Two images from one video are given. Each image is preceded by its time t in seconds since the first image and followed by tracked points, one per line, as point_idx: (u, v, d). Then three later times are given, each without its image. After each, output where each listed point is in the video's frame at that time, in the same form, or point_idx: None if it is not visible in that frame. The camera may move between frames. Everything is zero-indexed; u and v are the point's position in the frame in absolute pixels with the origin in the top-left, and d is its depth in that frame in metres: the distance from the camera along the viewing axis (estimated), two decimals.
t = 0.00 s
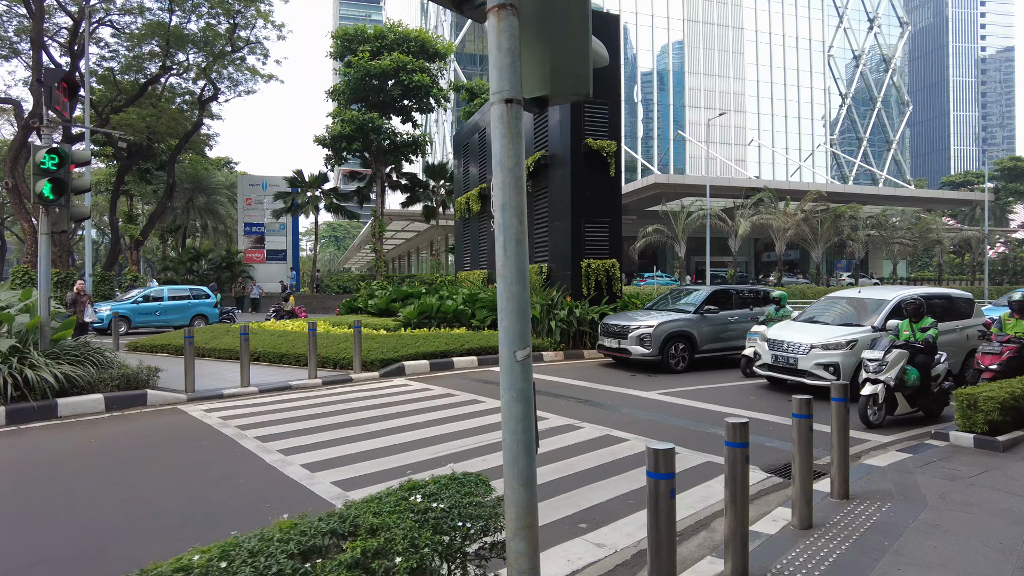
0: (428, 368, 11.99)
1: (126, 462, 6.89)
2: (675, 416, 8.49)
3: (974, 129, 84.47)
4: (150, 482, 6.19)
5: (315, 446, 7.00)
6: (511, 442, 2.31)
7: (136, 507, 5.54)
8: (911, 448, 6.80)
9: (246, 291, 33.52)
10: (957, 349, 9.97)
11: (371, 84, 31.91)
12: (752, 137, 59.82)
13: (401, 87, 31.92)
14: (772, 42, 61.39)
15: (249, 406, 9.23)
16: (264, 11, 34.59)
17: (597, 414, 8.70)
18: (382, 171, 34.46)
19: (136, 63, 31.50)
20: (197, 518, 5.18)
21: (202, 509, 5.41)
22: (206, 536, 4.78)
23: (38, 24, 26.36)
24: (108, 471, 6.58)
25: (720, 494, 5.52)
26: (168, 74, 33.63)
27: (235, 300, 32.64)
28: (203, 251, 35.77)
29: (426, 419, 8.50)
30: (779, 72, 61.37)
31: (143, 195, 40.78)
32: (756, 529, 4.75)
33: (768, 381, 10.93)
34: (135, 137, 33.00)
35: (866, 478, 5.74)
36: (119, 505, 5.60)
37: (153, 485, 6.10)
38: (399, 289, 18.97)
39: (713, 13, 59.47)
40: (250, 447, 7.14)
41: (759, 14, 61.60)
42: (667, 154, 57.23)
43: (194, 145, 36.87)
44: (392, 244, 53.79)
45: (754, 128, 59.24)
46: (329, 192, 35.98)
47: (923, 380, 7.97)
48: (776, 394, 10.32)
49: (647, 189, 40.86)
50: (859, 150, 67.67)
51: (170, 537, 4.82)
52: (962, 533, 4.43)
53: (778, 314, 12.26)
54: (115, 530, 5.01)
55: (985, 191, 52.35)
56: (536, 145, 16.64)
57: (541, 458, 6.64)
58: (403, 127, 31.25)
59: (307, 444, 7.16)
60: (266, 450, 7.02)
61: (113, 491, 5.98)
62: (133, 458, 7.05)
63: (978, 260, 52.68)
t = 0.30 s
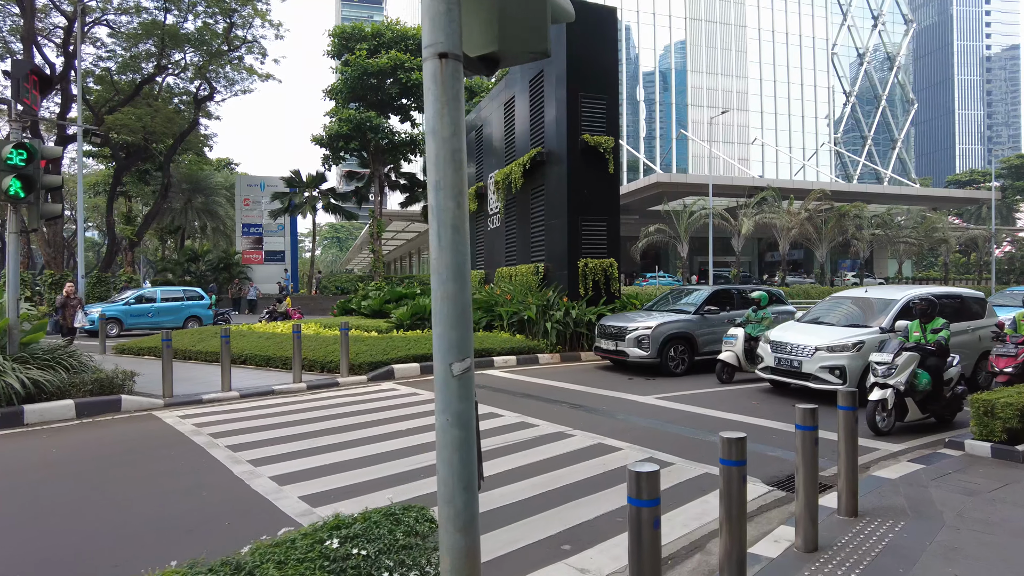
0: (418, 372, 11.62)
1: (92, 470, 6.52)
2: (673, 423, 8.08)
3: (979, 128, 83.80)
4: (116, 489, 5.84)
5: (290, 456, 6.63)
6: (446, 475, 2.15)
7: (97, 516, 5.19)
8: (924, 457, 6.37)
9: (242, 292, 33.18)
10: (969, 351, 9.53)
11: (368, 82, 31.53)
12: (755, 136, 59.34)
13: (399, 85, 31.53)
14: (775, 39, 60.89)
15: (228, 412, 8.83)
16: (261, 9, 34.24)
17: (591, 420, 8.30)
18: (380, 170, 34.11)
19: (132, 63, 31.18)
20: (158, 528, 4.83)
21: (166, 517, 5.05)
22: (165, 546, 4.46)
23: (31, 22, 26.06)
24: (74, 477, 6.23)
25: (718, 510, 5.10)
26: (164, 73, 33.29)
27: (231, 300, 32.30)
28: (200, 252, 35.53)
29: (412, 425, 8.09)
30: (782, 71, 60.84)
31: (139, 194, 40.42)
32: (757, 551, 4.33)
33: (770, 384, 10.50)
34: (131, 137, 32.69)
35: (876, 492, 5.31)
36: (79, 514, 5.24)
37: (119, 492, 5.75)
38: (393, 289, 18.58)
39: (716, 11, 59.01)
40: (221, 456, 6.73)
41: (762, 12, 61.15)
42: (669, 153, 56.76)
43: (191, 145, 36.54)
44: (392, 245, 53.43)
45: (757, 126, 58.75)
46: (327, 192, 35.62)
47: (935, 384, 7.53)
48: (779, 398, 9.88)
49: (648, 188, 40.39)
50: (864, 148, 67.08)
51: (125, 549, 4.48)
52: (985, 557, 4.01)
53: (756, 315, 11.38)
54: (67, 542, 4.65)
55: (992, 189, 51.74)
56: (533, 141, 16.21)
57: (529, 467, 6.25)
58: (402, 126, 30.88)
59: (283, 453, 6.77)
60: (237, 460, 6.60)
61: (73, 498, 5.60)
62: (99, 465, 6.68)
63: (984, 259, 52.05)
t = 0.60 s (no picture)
0: (407, 370, 11.24)
1: (53, 472, 6.13)
2: (671, 424, 7.66)
3: (983, 125, 83.10)
4: (78, 494, 5.47)
5: (262, 459, 6.23)
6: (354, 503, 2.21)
7: (48, 525, 4.80)
8: (939, 460, 5.95)
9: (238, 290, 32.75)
10: (983, 347, 9.08)
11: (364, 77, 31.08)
12: (758, 132, 58.81)
13: (395, 80, 31.10)
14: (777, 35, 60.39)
15: (205, 412, 8.42)
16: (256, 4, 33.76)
17: (585, 421, 7.87)
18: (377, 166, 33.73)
19: (126, 58, 30.80)
20: (115, 538, 4.46)
21: (118, 529, 4.66)
22: (120, 558, 4.13)
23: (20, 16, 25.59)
24: (35, 480, 5.87)
25: (718, 520, 4.69)
26: (158, 68, 32.85)
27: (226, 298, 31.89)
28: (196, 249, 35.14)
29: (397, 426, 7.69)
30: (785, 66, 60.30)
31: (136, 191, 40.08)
32: (760, 568, 3.91)
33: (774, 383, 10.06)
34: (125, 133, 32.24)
35: (889, 501, 4.88)
36: (29, 522, 4.86)
37: (76, 498, 5.37)
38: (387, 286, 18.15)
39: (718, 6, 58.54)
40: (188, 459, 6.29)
41: (764, 7, 60.67)
42: (670, 149, 56.25)
43: (187, 142, 36.11)
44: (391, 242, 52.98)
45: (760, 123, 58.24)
46: (323, 188, 35.14)
47: (949, 383, 7.10)
48: (782, 397, 9.45)
49: (650, 184, 39.91)
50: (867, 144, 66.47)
51: (68, 565, 4.09)
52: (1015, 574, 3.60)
53: (731, 312, 10.73)
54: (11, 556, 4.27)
55: (997, 186, 51.15)
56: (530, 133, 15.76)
57: (516, 472, 5.87)
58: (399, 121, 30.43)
59: (257, 456, 6.35)
60: (206, 464, 6.19)
61: (30, 504, 5.23)
62: (61, 467, 6.28)
63: (990, 256, 51.46)
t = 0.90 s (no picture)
0: (397, 372, 10.83)
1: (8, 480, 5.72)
2: (669, 430, 7.25)
3: (986, 125, 82.45)
4: (35, 504, 5.09)
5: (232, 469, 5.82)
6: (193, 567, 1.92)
7: None
8: (958, 472, 5.54)
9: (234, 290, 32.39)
10: (998, 350, 8.65)
11: (362, 73, 30.69)
12: (761, 131, 58.29)
13: (394, 76, 30.70)
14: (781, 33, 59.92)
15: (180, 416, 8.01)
16: None
17: (579, 426, 7.46)
18: (376, 164, 33.38)
19: (122, 54, 30.38)
20: (61, 555, 4.08)
21: (79, 541, 4.31)
22: None
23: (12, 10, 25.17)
24: None
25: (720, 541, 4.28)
26: (154, 64, 32.42)
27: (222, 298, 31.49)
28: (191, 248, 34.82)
29: (381, 432, 7.29)
30: (788, 64, 59.79)
31: (132, 188, 39.71)
32: None
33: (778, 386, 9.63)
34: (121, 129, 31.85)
35: (907, 519, 4.47)
36: None
37: (29, 508, 4.98)
38: (381, 284, 17.74)
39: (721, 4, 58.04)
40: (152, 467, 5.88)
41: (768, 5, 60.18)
42: (672, 148, 55.79)
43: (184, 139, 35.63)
44: (390, 241, 52.55)
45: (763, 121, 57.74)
46: (321, 186, 34.74)
47: (966, 389, 6.68)
48: (787, 401, 9.03)
49: (652, 183, 39.45)
50: (871, 143, 65.90)
51: None
52: None
53: (702, 314, 10.16)
54: None
55: (1003, 185, 50.61)
56: (527, 128, 15.33)
57: (503, 482, 5.47)
58: (397, 117, 30.04)
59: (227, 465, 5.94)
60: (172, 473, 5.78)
61: None
62: (19, 474, 5.88)
63: (995, 256, 50.91)
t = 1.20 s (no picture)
0: (390, 377, 10.42)
1: None
2: (672, 442, 6.81)
3: (993, 124, 81.68)
4: None
5: (202, 485, 5.36)
6: None
7: None
8: (988, 491, 5.10)
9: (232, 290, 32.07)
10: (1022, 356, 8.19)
11: (361, 71, 30.33)
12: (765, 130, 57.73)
13: (394, 74, 30.30)
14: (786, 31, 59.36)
15: (158, 425, 7.58)
16: None
17: (578, 437, 7.02)
18: (376, 163, 33.05)
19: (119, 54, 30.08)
20: None
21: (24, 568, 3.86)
22: None
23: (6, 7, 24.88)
24: None
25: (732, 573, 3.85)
26: (152, 63, 32.03)
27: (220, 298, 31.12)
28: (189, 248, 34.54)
29: (366, 441, 6.85)
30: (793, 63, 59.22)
31: (130, 187, 39.37)
32: None
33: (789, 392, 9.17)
34: (117, 128, 31.57)
35: (940, 548, 4.02)
36: None
37: None
38: (377, 285, 17.32)
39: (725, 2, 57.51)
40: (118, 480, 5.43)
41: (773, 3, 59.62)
42: (676, 147, 55.29)
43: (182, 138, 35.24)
44: (391, 241, 52.13)
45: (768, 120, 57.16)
46: (320, 186, 34.41)
47: (993, 399, 6.22)
48: (798, 410, 8.58)
49: (656, 182, 38.99)
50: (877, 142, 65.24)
51: None
52: None
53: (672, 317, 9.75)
54: None
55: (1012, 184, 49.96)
56: (526, 124, 14.90)
57: (496, 500, 5.02)
58: (398, 115, 29.65)
59: (198, 479, 5.50)
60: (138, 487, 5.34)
61: None
62: None
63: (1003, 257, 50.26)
